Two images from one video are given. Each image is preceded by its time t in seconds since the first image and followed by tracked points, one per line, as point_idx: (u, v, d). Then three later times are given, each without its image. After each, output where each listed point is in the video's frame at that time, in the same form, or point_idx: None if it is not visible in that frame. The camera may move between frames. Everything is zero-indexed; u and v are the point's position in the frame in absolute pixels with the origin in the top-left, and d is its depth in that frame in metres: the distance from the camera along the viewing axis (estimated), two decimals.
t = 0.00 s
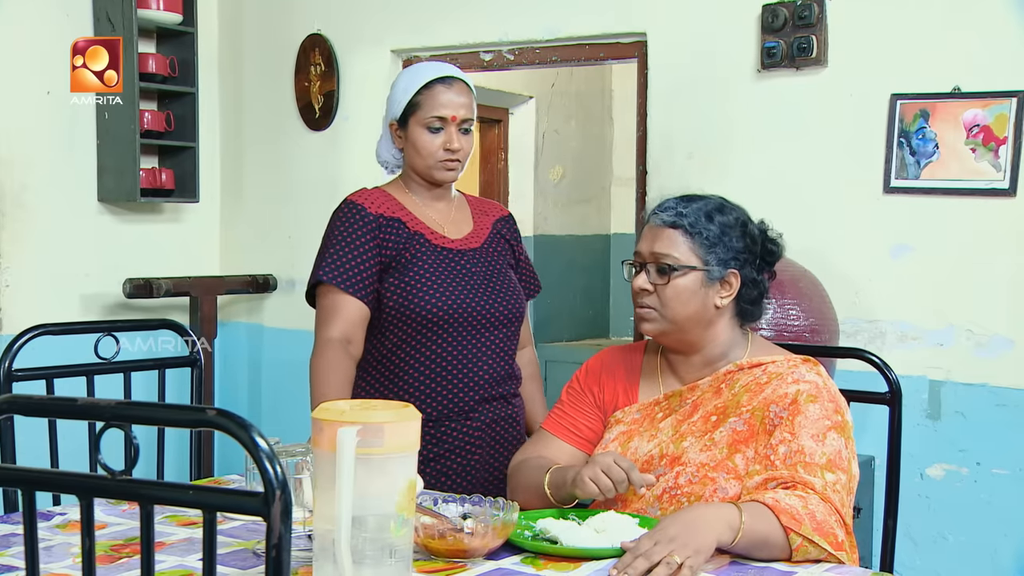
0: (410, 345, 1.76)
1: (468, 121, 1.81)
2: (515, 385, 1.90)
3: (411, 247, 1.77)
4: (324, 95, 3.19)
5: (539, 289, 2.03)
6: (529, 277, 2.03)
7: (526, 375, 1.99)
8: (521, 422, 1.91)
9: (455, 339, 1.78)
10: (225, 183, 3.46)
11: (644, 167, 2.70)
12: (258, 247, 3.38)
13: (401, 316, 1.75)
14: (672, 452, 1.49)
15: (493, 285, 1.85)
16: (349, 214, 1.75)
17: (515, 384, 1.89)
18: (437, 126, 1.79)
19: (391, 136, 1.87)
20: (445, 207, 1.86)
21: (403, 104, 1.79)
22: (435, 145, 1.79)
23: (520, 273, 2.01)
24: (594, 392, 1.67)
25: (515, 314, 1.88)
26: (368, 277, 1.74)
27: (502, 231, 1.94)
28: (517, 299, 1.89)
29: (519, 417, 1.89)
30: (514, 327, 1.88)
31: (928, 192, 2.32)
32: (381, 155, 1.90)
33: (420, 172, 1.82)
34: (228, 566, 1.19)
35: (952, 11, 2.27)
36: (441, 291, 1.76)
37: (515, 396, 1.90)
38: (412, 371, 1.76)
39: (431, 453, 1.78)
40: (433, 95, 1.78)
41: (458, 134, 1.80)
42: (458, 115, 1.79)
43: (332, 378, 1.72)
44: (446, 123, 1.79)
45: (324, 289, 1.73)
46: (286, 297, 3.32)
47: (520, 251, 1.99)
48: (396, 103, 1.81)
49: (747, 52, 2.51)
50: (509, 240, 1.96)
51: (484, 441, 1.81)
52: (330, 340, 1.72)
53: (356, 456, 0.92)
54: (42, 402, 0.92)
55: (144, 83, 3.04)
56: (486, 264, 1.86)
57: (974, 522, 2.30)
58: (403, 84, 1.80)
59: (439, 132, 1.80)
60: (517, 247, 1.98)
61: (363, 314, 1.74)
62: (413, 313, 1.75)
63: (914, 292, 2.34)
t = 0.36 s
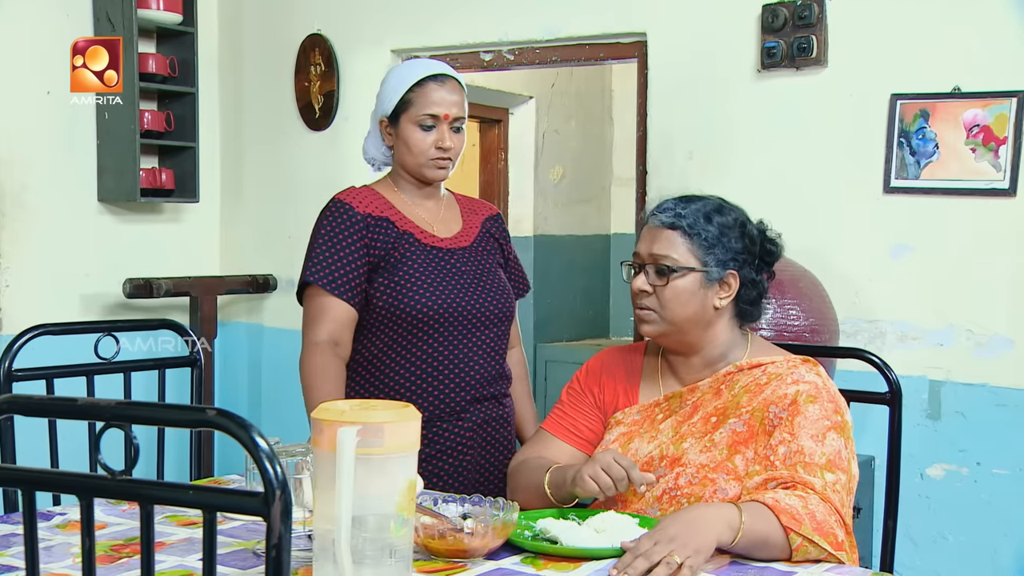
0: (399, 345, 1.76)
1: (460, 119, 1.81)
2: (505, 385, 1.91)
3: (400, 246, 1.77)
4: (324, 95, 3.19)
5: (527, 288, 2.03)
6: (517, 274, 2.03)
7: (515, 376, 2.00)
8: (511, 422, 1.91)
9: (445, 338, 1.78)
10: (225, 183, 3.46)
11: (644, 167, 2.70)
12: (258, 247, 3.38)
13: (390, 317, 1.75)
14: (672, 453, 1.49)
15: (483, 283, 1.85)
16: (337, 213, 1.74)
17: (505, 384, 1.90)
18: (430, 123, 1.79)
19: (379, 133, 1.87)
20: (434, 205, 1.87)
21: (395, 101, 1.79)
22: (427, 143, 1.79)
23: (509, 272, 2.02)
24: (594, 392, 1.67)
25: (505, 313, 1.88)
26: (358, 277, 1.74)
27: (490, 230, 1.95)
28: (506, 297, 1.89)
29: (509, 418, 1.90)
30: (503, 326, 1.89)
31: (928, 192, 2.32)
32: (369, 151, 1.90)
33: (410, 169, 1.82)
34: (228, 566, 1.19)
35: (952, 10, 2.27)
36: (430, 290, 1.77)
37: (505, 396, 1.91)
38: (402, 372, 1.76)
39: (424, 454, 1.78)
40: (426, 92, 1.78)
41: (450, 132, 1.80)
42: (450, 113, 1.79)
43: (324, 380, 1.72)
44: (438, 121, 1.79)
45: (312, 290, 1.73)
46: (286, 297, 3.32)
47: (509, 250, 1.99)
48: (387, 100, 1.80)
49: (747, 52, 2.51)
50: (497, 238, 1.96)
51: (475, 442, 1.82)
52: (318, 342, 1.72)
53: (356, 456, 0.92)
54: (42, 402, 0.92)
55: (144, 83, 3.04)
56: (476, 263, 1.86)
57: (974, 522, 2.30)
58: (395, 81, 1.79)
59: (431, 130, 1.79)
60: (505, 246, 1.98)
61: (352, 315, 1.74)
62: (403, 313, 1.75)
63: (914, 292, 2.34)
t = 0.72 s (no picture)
0: (395, 346, 1.76)
1: (455, 118, 1.81)
2: (501, 385, 1.91)
3: (395, 246, 1.77)
4: (323, 95, 3.19)
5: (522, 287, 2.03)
6: (511, 274, 2.03)
7: (510, 376, 1.98)
8: (506, 423, 1.92)
9: (441, 338, 1.78)
10: (224, 183, 3.46)
11: (644, 167, 2.70)
12: (258, 247, 3.38)
13: (386, 317, 1.75)
14: (671, 452, 1.49)
15: (478, 283, 1.85)
16: (331, 213, 1.74)
17: (501, 385, 1.90)
18: (425, 122, 1.78)
19: (373, 131, 1.87)
20: (429, 204, 1.86)
21: (390, 100, 1.79)
22: (423, 141, 1.79)
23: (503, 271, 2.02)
24: (594, 392, 1.67)
25: (500, 312, 1.88)
26: (353, 278, 1.73)
27: (485, 229, 1.94)
28: (502, 296, 1.89)
29: (505, 419, 1.90)
30: (499, 326, 1.89)
31: (928, 192, 2.32)
32: (361, 150, 1.89)
33: (405, 168, 1.82)
34: (228, 566, 1.19)
35: (952, 11, 2.27)
36: (426, 290, 1.76)
37: (501, 396, 1.91)
38: (398, 373, 1.76)
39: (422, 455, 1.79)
40: (421, 91, 1.78)
41: (445, 131, 1.80)
42: (445, 112, 1.79)
43: (319, 380, 1.71)
44: (433, 120, 1.79)
45: (306, 291, 1.73)
46: (286, 297, 3.32)
47: (504, 249, 1.99)
48: (382, 98, 1.80)
49: (747, 52, 2.51)
50: (493, 238, 1.96)
51: (471, 443, 1.82)
52: (311, 344, 1.71)
53: (356, 456, 0.92)
54: (42, 402, 0.92)
55: (144, 83, 3.05)
56: (471, 262, 1.86)
57: (974, 522, 2.30)
58: (390, 80, 1.79)
59: (427, 128, 1.79)
60: (500, 245, 1.98)
61: (346, 316, 1.74)
62: (399, 313, 1.74)
63: (914, 292, 2.34)
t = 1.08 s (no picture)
0: (390, 345, 1.76)
1: (451, 118, 1.81)
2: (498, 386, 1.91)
3: (390, 245, 1.77)
4: (323, 95, 3.19)
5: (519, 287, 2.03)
6: (508, 274, 2.03)
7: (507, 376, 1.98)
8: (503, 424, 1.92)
9: (437, 338, 1.78)
10: (224, 183, 3.46)
11: (643, 167, 2.70)
12: (258, 247, 3.38)
13: (380, 317, 1.75)
14: (671, 450, 1.49)
15: (474, 282, 1.85)
16: (326, 212, 1.74)
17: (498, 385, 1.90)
18: (422, 122, 1.78)
19: (369, 131, 1.87)
20: (425, 204, 1.86)
21: (386, 100, 1.78)
22: (419, 141, 1.79)
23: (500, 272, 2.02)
24: (594, 393, 1.67)
25: (497, 312, 1.88)
26: (348, 278, 1.74)
27: (482, 228, 1.94)
28: (498, 296, 1.89)
29: (501, 419, 1.90)
30: (495, 326, 1.89)
31: (928, 192, 2.32)
32: (357, 149, 1.90)
33: (401, 168, 1.81)
34: (228, 566, 1.19)
35: (953, 11, 2.27)
36: (421, 289, 1.76)
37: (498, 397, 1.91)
38: (393, 373, 1.76)
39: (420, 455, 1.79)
40: (418, 90, 1.78)
41: (442, 131, 1.80)
42: (442, 111, 1.79)
43: (315, 380, 1.71)
44: (430, 119, 1.78)
45: (300, 290, 1.73)
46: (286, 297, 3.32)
47: (501, 249, 1.99)
48: (379, 97, 1.79)
49: (747, 52, 2.51)
50: (489, 237, 1.96)
51: (468, 443, 1.82)
52: (306, 344, 1.71)
53: (355, 456, 0.92)
54: (41, 402, 0.92)
55: (144, 83, 3.04)
56: (467, 261, 1.86)
57: (974, 522, 2.30)
58: (386, 80, 1.79)
59: (423, 127, 1.79)
60: (497, 245, 1.98)
61: (340, 316, 1.75)
62: (394, 313, 1.75)
63: (914, 292, 2.34)
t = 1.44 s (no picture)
0: (385, 345, 1.76)
1: (447, 118, 1.81)
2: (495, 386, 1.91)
3: (385, 245, 1.77)
4: (322, 95, 3.19)
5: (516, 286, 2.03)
6: (505, 274, 2.03)
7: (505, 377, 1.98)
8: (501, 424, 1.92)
9: (433, 338, 1.78)
10: (224, 183, 3.46)
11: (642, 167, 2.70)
12: (258, 247, 3.37)
13: (376, 317, 1.75)
14: (672, 452, 1.49)
15: (470, 281, 1.85)
16: (321, 213, 1.74)
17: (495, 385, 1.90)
18: (417, 121, 1.78)
19: (365, 130, 1.87)
20: (421, 204, 1.87)
21: (382, 99, 1.78)
22: (415, 141, 1.79)
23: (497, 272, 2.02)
24: (592, 394, 1.66)
25: (493, 312, 1.88)
26: (343, 278, 1.74)
27: (479, 228, 1.94)
28: (494, 295, 1.89)
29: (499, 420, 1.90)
30: (492, 325, 1.89)
31: (927, 192, 2.32)
32: (353, 148, 1.90)
33: (397, 168, 1.82)
34: (227, 566, 1.19)
35: (952, 11, 2.27)
36: (417, 289, 1.77)
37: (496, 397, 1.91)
38: (389, 373, 1.76)
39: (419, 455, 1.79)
40: (414, 90, 1.77)
41: (437, 130, 1.80)
42: (438, 111, 1.79)
43: (312, 381, 1.70)
44: (426, 118, 1.78)
45: (296, 291, 1.73)
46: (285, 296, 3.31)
47: (497, 249, 1.99)
48: (374, 97, 1.79)
49: (746, 52, 2.51)
50: (486, 237, 1.96)
51: (465, 442, 1.82)
52: (302, 344, 1.71)
53: (355, 456, 0.92)
54: (40, 402, 0.92)
55: (143, 82, 3.04)
56: (463, 261, 1.86)
57: (973, 522, 2.30)
58: (381, 80, 1.78)
59: (419, 127, 1.79)
60: (493, 244, 1.98)
61: (336, 316, 1.75)
62: (389, 312, 1.74)
63: (914, 292, 2.34)
